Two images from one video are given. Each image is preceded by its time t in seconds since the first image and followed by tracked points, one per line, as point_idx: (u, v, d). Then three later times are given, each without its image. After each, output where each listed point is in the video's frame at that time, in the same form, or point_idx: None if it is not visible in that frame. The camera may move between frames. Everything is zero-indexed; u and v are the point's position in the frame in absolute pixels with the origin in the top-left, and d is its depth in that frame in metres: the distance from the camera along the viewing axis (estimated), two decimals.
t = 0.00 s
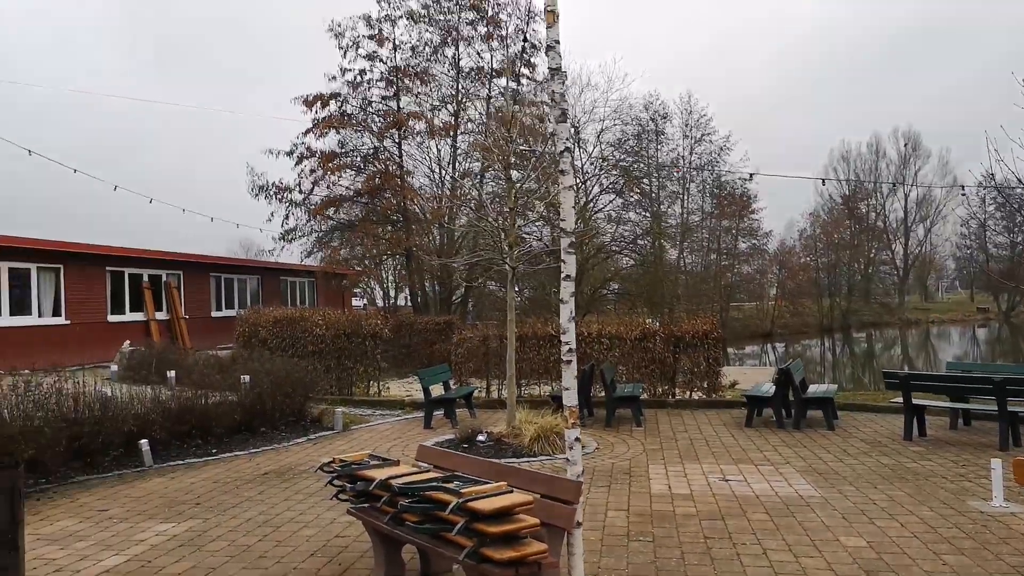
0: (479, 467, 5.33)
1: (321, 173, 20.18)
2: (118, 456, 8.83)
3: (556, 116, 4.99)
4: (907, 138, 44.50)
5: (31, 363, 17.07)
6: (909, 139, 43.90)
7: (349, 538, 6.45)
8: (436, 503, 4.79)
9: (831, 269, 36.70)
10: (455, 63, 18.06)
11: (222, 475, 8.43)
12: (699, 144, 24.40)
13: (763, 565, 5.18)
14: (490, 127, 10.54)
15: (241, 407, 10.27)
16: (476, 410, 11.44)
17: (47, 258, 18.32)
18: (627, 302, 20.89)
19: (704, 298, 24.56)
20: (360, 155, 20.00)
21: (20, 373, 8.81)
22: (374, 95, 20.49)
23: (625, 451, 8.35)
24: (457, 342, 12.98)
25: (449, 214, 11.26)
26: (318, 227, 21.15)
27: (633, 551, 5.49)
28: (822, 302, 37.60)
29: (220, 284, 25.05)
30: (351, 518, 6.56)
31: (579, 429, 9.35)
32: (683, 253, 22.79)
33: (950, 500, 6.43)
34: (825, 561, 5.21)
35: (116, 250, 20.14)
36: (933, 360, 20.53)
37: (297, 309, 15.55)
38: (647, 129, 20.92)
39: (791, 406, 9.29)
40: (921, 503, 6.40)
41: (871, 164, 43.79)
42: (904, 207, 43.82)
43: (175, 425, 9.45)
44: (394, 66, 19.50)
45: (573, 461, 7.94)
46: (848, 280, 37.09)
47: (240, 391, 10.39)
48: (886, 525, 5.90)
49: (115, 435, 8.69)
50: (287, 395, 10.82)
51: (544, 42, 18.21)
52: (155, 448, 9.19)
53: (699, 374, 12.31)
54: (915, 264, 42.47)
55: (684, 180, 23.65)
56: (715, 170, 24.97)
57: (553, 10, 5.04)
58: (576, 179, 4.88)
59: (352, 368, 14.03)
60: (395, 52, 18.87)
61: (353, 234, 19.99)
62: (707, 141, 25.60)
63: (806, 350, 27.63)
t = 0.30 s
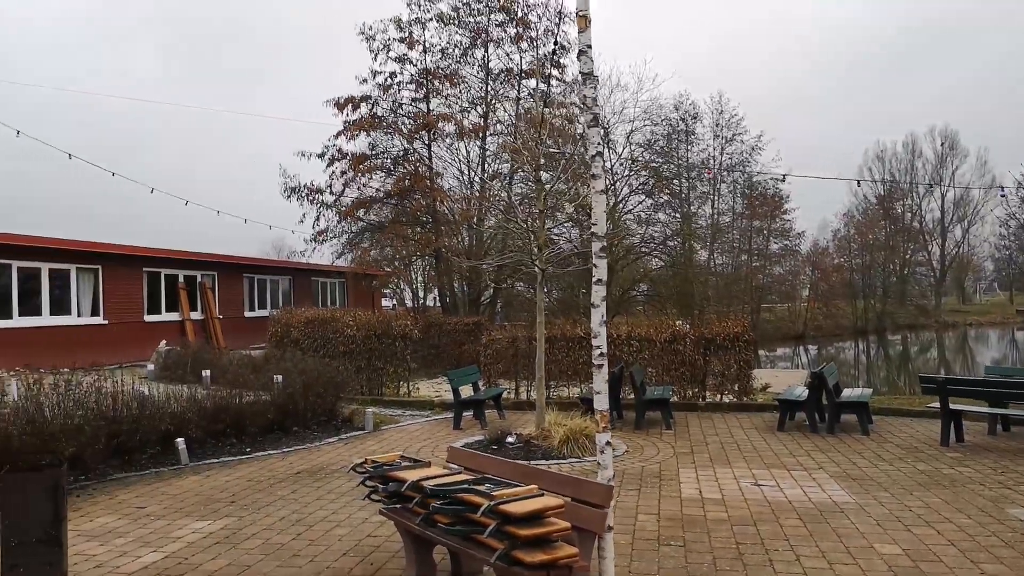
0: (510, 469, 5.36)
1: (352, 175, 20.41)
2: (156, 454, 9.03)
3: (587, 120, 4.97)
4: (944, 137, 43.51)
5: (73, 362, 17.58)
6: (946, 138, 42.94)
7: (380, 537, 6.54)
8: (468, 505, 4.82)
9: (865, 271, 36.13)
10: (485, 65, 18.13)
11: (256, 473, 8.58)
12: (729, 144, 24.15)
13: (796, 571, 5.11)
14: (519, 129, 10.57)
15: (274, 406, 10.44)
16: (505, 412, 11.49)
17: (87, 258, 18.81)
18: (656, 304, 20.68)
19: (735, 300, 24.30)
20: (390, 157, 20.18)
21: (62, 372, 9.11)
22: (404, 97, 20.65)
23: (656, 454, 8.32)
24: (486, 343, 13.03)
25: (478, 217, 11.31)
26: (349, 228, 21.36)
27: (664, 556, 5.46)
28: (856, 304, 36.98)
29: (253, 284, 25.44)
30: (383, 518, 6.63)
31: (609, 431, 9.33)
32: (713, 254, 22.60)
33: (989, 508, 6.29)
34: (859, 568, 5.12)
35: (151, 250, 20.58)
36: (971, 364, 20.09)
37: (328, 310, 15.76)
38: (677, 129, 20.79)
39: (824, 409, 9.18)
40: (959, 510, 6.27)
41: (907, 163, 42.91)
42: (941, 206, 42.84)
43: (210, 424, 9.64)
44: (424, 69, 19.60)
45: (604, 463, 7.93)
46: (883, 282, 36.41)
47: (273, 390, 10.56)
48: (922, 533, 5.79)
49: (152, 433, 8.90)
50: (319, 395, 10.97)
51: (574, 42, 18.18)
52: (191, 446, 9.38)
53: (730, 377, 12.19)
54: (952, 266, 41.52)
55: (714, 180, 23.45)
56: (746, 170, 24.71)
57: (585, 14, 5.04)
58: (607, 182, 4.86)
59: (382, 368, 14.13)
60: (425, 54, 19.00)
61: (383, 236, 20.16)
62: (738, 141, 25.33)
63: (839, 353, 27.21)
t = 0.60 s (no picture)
0: (536, 469, 5.37)
1: (377, 175, 20.57)
2: (185, 451, 9.19)
3: (613, 121, 4.95)
4: (976, 135, 42.63)
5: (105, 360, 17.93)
6: (978, 137, 42.12)
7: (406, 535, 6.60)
8: (493, 505, 4.84)
9: (895, 272, 35.56)
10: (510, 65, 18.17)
11: (283, 471, 8.70)
12: (756, 144, 23.90)
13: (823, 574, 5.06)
14: (544, 130, 10.58)
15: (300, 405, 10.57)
16: (529, 412, 11.51)
17: (118, 258, 19.17)
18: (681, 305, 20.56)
19: (761, 301, 24.04)
20: (415, 158, 20.31)
21: (95, 370, 9.30)
22: (429, 98, 20.75)
23: (681, 455, 8.27)
24: (510, 343, 13.05)
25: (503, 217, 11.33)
26: (374, 228, 21.51)
27: (689, 558, 5.44)
28: (885, 305, 36.40)
29: (280, 284, 25.72)
30: (408, 517, 6.68)
31: (634, 433, 9.30)
32: (739, 254, 22.38)
33: (1022, 513, 6.16)
34: (888, 572, 5.05)
35: (179, 250, 20.89)
36: (1004, 366, 19.69)
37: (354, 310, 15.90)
38: (702, 129, 20.63)
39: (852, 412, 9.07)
40: (991, 515, 6.15)
41: (938, 162, 42.13)
42: (973, 206, 41.97)
43: (239, 422, 9.79)
44: (449, 69, 19.64)
45: (629, 465, 7.91)
46: (912, 283, 35.78)
47: (300, 389, 10.69)
48: (952, 537, 5.69)
49: (182, 430, 9.06)
50: (344, 394, 11.07)
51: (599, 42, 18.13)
52: (220, 443, 9.52)
53: (756, 379, 12.08)
54: (985, 267, 40.65)
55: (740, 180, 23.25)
56: (772, 169, 24.47)
57: (612, 15, 5.03)
58: (633, 183, 4.84)
59: (407, 368, 14.13)
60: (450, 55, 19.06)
61: (407, 236, 20.28)
62: (764, 140, 25.07)
63: (867, 355, 26.80)
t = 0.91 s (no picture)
0: (561, 468, 5.37)
1: (401, 175, 20.72)
2: (215, 448, 9.35)
3: (638, 119, 4.93)
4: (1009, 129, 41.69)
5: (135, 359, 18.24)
6: (1012, 132, 41.06)
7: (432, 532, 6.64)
8: (519, 503, 4.85)
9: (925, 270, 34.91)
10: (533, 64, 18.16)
11: (310, 468, 8.80)
12: (782, 141, 23.62)
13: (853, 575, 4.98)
14: (568, 128, 10.57)
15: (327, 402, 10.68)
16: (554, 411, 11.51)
17: (148, 258, 19.54)
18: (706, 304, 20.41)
19: (788, 299, 23.75)
20: (439, 157, 20.42)
21: (127, 368, 9.50)
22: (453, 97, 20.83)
23: (706, 455, 8.22)
24: (534, 342, 13.07)
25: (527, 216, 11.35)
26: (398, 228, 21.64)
27: (715, 558, 5.40)
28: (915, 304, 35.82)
29: (306, 283, 26.00)
30: (434, 514, 6.72)
31: (659, 432, 9.26)
32: (765, 253, 22.13)
33: None
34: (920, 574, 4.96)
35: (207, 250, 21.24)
36: None
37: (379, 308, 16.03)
38: (727, 126, 20.46)
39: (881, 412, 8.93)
40: None
41: (970, 157, 41.27)
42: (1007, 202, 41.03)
43: (267, 419, 9.94)
44: (473, 69, 19.66)
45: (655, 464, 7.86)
46: (943, 281, 35.09)
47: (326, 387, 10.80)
48: (985, 539, 5.58)
49: (211, 428, 9.21)
50: (370, 392, 11.17)
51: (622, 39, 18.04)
52: (248, 441, 9.66)
53: (783, 378, 11.95)
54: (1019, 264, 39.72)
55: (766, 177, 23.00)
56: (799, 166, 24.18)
57: (638, 13, 5.01)
58: (658, 182, 4.82)
59: (431, 366, 14.21)
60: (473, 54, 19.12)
61: (431, 235, 20.39)
62: (791, 136, 24.77)
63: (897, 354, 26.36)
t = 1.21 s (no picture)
0: (592, 466, 5.37)
1: (430, 176, 20.85)
2: (250, 445, 9.51)
3: (670, 115, 4.91)
4: None
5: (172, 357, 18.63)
6: None
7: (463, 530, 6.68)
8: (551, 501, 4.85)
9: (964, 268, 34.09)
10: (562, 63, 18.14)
11: (342, 465, 8.91)
12: (815, 137, 23.27)
13: None
14: (598, 127, 10.55)
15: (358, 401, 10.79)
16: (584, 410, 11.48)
17: (183, 259, 19.94)
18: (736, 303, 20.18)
19: (822, 298, 23.36)
20: (467, 157, 20.51)
21: (164, 366, 9.71)
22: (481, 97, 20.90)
23: (739, 455, 8.13)
24: (563, 342, 13.05)
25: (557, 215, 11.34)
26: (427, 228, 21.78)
27: (750, 558, 5.35)
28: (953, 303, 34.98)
29: (336, 283, 26.28)
30: (466, 512, 6.75)
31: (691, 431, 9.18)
32: (797, 251, 21.80)
33: None
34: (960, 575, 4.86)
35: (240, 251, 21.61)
36: None
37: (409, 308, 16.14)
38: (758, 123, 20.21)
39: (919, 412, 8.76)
40: None
41: (1010, 152, 40.18)
42: None
43: (300, 417, 10.08)
44: (501, 69, 19.69)
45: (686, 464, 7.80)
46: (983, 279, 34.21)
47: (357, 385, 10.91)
48: None
49: (246, 425, 9.36)
50: (400, 390, 11.26)
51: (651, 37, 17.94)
52: (282, 438, 9.80)
53: (817, 378, 11.77)
54: None
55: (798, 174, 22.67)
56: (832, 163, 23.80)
57: (669, 8, 4.98)
58: (690, 178, 4.79)
59: (461, 366, 14.29)
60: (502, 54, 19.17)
61: (460, 235, 20.48)
62: (824, 133, 24.37)
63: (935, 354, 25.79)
